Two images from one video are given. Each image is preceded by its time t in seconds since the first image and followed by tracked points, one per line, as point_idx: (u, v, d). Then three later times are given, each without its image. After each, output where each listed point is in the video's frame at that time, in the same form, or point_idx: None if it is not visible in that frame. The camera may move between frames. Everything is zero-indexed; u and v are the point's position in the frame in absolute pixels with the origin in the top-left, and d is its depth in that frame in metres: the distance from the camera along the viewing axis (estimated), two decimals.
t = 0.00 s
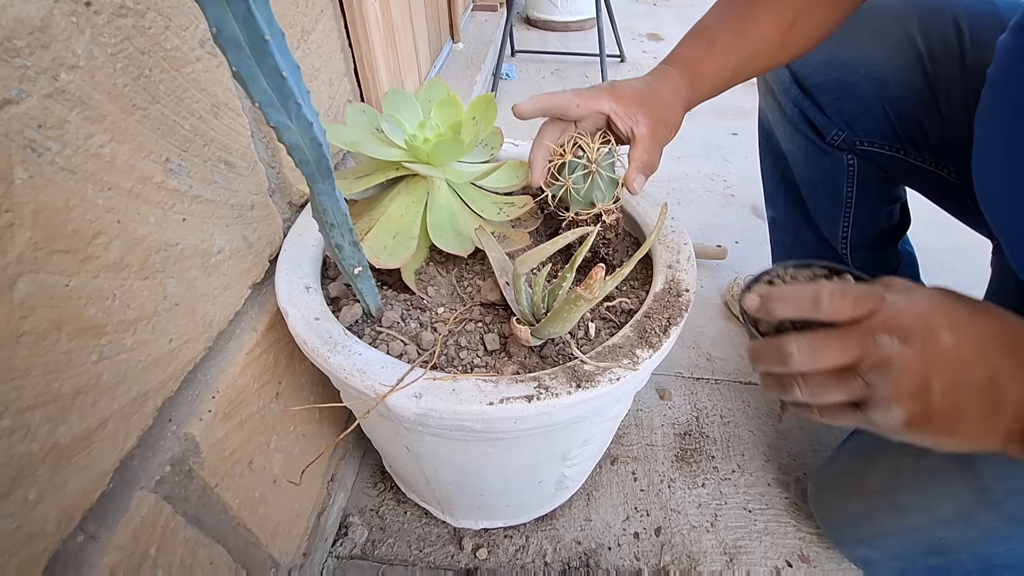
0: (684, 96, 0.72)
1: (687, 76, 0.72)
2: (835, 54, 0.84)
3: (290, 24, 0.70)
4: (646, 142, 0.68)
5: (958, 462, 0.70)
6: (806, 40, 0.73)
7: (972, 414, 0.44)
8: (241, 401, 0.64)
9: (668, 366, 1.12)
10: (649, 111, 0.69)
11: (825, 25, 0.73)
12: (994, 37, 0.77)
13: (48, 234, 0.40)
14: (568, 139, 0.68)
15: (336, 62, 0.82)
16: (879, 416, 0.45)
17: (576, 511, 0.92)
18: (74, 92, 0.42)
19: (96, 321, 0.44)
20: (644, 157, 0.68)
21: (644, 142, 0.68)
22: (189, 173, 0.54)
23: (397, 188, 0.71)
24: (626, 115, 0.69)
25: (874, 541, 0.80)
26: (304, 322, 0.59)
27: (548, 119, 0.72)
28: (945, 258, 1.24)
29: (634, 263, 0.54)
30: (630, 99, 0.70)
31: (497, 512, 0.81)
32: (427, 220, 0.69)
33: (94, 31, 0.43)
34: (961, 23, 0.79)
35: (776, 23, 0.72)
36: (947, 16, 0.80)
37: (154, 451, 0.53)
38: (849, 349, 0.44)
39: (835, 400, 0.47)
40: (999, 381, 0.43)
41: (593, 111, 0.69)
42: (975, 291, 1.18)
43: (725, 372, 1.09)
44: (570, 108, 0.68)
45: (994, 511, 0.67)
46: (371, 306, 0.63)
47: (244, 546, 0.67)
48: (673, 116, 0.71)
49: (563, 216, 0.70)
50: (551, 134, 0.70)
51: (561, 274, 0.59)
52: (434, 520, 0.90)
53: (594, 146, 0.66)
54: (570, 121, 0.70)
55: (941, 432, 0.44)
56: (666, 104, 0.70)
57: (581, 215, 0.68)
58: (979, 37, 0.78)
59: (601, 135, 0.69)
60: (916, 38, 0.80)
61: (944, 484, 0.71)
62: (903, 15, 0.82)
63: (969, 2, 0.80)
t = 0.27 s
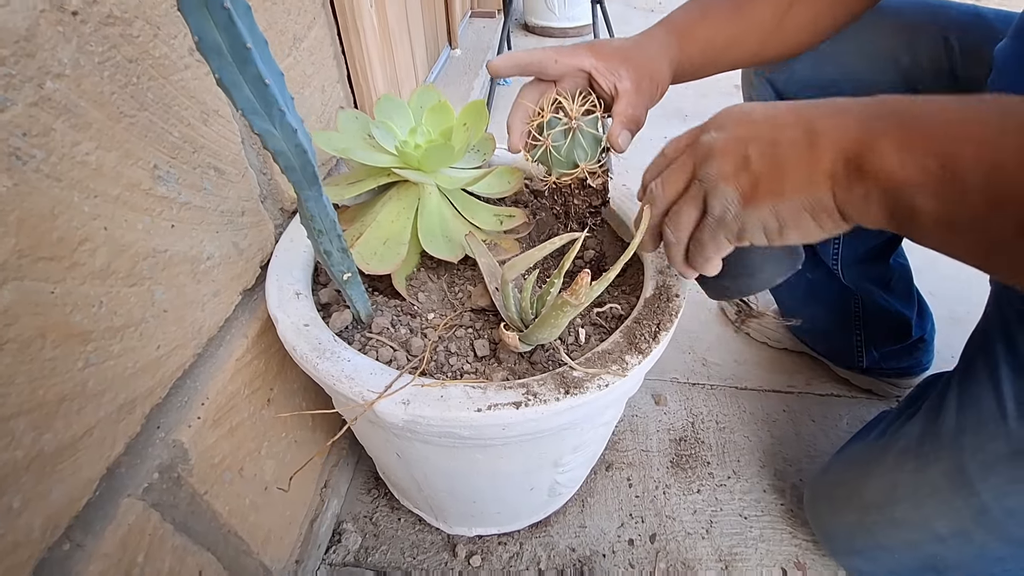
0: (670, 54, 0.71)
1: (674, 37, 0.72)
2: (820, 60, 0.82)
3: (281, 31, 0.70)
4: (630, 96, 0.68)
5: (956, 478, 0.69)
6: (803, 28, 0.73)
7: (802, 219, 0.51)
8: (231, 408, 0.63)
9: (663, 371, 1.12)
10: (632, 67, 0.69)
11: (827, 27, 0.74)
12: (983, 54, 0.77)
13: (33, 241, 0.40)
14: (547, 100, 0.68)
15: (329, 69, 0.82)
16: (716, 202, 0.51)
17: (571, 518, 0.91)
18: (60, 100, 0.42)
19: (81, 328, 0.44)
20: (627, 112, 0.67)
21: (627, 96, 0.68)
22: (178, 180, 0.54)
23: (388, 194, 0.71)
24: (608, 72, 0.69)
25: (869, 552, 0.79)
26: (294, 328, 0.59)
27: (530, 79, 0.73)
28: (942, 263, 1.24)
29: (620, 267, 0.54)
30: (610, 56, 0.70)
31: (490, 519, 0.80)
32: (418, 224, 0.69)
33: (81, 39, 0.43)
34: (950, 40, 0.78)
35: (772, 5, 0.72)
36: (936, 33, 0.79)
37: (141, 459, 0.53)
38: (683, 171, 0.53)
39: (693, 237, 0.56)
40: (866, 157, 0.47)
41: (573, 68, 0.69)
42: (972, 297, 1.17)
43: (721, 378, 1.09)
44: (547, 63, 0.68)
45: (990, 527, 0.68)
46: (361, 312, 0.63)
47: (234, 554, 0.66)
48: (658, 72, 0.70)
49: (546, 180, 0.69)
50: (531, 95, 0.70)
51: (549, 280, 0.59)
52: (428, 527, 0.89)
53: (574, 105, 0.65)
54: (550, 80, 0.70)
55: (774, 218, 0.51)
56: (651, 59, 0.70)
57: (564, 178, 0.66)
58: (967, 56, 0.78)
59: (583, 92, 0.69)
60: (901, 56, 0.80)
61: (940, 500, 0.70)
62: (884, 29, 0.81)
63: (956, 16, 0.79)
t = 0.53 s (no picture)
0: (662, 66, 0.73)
1: (668, 49, 0.74)
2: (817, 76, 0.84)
3: (297, 46, 0.71)
4: (621, 110, 0.70)
5: (960, 499, 0.69)
6: (798, 43, 0.74)
7: (699, 194, 0.53)
8: (243, 418, 0.64)
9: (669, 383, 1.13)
10: (625, 79, 0.71)
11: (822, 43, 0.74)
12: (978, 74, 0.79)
13: (59, 258, 0.41)
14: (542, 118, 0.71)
15: (342, 82, 0.84)
16: (636, 206, 0.56)
17: (576, 529, 0.92)
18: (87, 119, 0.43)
19: (103, 341, 0.45)
20: (621, 125, 0.70)
21: (620, 110, 0.70)
22: (197, 195, 0.55)
23: (399, 208, 0.71)
24: (600, 87, 0.71)
25: (874, 568, 0.79)
26: (307, 340, 0.60)
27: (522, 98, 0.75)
28: (946, 278, 1.25)
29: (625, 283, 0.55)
30: (603, 70, 0.71)
31: (497, 530, 0.81)
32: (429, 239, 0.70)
33: (107, 60, 0.44)
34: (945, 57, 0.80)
35: (767, 18, 0.73)
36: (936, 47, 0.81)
37: (157, 469, 0.54)
38: (612, 195, 0.60)
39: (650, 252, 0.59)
40: (724, 130, 0.49)
41: (565, 85, 0.71)
42: (976, 312, 1.18)
43: (726, 390, 1.10)
44: (541, 84, 0.70)
45: (994, 547, 0.68)
46: (373, 325, 0.63)
47: (244, 563, 0.67)
48: (650, 82, 0.72)
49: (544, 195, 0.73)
50: (526, 115, 0.73)
51: (559, 296, 0.59)
52: (434, 536, 0.90)
53: (567, 120, 0.68)
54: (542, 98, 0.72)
55: (681, 202, 0.54)
56: (643, 70, 0.72)
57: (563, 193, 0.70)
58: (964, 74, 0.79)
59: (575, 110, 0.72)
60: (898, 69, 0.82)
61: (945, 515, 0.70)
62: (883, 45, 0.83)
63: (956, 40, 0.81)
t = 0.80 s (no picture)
0: (661, 67, 0.73)
1: (667, 50, 0.73)
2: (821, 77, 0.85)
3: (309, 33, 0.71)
4: (626, 108, 0.71)
5: (960, 491, 0.69)
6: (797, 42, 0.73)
7: (685, 173, 0.53)
8: (249, 400, 0.64)
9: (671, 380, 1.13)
10: (629, 79, 0.72)
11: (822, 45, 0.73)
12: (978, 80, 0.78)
13: (73, 227, 0.41)
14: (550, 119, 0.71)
15: (352, 71, 0.84)
16: (631, 194, 0.57)
17: (576, 522, 0.92)
18: (104, 91, 0.43)
19: (114, 313, 0.45)
20: (625, 123, 0.71)
21: (624, 108, 0.71)
22: (209, 174, 0.55)
23: (408, 195, 0.72)
24: (603, 87, 0.71)
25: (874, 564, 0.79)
26: (315, 322, 0.60)
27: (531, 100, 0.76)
28: (948, 281, 1.25)
29: (632, 265, 0.57)
30: (606, 70, 0.72)
31: (499, 520, 0.81)
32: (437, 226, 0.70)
33: (125, 34, 0.45)
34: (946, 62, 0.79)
35: (765, 19, 0.72)
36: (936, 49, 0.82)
37: (163, 445, 0.53)
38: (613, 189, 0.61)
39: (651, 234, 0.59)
40: (703, 108, 0.49)
41: (571, 87, 0.71)
42: (977, 315, 1.18)
43: (728, 388, 1.10)
44: (548, 86, 0.71)
45: (995, 543, 0.68)
46: (381, 309, 0.64)
47: (246, 546, 0.67)
48: (652, 84, 0.72)
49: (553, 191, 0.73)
50: (535, 117, 0.74)
51: (567, 282, 0.59)
52: (434, 527, 0.89)
53: (574, 120, 0.68)
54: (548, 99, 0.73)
55: (669, 183, 0.54)
56: (643, 71, 0.72)
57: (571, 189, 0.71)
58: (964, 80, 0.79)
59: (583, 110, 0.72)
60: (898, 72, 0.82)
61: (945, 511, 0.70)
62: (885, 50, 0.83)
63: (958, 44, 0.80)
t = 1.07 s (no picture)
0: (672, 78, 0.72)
1: (676, 62, 0.72)
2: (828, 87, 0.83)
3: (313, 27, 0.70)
4: (634, 119, 0.71)
5: (971, 496, 0.68)
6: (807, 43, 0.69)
7: (705, 173, 0.52)
8: (249, 401, 0.63)
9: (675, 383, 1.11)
10: (638, 90, 0.71)
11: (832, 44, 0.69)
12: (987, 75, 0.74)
13: (71, 220, 0.40)
14: (560, 128, 0.70)
15: (356, 68, 0.83)
16: (646, 194, 0.56)
17: (580, 527, 0.90)
18: (104, 82, 0.42)
19: (111, 310, 0.44)
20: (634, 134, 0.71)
21: (633, 119, 0.71)
22: (210, 169, 0.54)
23: (410, 193, 0.70)
24: (614, 97, 0.71)
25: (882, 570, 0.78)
26: (317, 321, 0.59)
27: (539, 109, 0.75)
28: (956, 284, 1.24)
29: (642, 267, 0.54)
30: (616, 80, 0.71)
31: (501, 524, 0.79)
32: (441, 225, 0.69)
33: (127, 23, 0.43)
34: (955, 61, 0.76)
35: (770, 25, 0.69)
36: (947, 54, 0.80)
37: (160, 446, 0.52)
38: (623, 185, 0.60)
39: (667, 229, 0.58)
40: (722, 108, 0.47)
41: (581, 98, 0.71)
42: (986, 319, 1.17)
43: (733, 391, 1.08)
44: (558, 96, 0.70)
45: (1009, 549, 0.66)
46: (384, 308, 0.62)
47: (245, 550, 0.65)
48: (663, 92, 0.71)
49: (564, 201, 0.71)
50: (545, 125, 0.72)
51: (575, 280, 0.58)
52: (435, 531, 0.88)
53: (585, 129, 0.68)
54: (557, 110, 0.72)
55: (688, 184, 0.53)
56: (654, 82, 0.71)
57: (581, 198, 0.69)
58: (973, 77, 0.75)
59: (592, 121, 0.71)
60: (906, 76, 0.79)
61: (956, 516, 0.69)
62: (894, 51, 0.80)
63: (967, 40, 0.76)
